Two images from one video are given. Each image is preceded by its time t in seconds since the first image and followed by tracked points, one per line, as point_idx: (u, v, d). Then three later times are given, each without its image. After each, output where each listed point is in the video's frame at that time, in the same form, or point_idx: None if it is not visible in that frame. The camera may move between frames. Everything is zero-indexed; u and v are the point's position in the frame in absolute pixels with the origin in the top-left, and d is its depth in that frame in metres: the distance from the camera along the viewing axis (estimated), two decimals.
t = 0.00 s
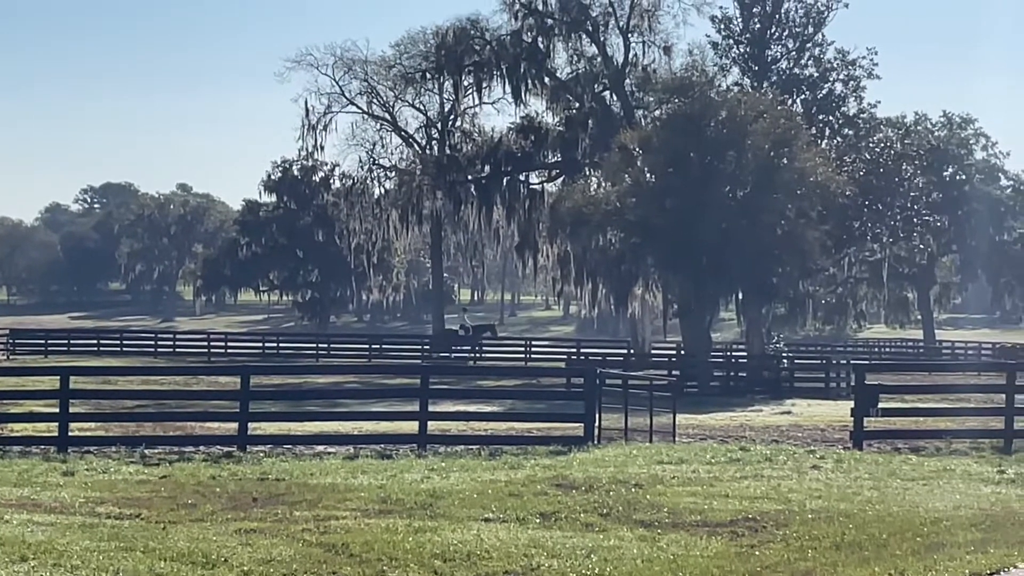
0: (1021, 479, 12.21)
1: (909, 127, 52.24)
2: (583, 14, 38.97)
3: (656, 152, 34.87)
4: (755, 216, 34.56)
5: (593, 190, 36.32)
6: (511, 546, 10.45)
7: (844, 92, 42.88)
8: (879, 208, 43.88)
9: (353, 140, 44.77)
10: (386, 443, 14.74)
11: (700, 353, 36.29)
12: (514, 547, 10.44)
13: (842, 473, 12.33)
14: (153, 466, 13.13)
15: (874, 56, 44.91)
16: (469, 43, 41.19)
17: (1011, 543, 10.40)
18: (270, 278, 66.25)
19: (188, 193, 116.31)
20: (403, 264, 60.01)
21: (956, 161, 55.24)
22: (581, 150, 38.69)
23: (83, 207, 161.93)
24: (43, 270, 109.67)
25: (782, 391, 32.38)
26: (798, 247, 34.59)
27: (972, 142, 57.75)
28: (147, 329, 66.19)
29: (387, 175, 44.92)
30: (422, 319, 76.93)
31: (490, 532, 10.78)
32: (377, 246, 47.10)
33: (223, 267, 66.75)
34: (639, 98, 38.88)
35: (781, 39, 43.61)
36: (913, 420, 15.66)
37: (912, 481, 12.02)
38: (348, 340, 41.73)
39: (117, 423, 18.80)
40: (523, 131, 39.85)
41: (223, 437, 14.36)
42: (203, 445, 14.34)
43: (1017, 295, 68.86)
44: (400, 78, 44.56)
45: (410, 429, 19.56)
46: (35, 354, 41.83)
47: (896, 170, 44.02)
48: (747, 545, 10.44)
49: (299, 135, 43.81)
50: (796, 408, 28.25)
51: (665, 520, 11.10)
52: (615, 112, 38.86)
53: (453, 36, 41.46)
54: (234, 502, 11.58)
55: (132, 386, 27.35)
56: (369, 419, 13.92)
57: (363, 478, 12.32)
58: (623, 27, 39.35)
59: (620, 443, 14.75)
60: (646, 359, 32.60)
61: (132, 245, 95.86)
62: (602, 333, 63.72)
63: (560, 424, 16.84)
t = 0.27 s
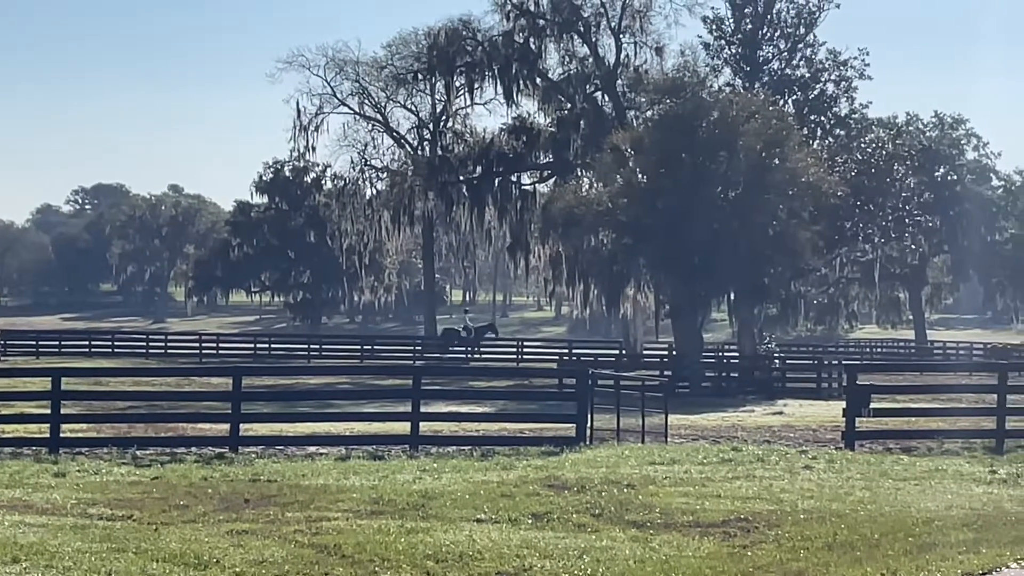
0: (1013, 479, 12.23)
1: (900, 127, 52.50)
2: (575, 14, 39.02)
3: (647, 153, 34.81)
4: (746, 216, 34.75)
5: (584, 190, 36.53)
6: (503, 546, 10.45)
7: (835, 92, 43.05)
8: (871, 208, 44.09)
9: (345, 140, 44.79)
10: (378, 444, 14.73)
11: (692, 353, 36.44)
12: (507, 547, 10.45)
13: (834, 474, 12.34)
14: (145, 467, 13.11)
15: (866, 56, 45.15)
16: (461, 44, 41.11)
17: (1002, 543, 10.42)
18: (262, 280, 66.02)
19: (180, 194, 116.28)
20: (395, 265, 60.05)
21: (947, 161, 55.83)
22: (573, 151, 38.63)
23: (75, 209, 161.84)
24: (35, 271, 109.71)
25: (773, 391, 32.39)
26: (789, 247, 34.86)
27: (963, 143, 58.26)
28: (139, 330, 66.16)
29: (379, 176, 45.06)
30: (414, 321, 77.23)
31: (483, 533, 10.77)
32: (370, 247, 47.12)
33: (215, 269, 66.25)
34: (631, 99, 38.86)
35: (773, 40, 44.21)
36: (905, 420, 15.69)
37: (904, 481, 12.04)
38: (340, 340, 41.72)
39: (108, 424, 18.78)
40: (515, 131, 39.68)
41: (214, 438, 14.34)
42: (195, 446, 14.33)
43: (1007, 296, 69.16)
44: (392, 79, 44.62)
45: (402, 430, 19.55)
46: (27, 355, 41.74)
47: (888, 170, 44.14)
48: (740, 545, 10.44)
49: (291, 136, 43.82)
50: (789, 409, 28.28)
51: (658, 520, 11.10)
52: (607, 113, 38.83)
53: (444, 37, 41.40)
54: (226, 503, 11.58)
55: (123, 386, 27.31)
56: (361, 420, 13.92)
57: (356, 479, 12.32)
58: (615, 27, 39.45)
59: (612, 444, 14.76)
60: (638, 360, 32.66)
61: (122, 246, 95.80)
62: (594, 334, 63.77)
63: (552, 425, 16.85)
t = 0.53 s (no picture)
0: (1004, 478, 12.23)
1: (892, 127, 52.69)
2: (566, 15, 39.03)
3: (640, 153, 34.94)
4: (738, 216, 34.78)
5: (576, 190, 36.60)
6: (495, 546, 10.46)
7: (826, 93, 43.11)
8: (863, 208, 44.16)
9: (337, 141, 44.79)
10: (370, 444, 14.72)
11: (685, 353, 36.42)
12: (499, 547, 10.46)
13: (827, 473, 12.33)
14: (138, 466, 13.11)
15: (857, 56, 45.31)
16: (453, 43, 41.09)
17: (994, 542, 10.43)
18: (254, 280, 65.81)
19: (172, 195, 116.12)
20: (387, 265, 60.04)
21: (939, 161, 55.97)
22: (566, 150, 38.70)
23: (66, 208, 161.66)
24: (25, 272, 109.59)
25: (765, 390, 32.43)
26: (782, 247, 34.81)
27: (954, 143, 58.44)
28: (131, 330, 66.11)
29: (371, 175, 45.10)
30: (406, 321, 77.30)
31: (475, 532, 10.79)
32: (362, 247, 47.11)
33: (207, 268, 66.72)
34: (622, 99, 38.81)
35: (764, 40, 44.31)
36: (897, 420, 15.70)
37: (896, 480, 12.04)
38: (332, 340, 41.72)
39: (99, 424, 18.76)
40: (507, 131, 39.70)
41: (207, 438, 14.34)
42: (187, 446, 14.31)
43: (998, 295, 69.25)
44: (384, 79, 44.63)
45: (394, 430, 19.52)
46: (19, 355, 41.68)
47: (880, 169, 44.31)
48: (732, 545, 10.46)
49: (283, 136, 43.81)
50: (780, 408, 28.31)
51: (650, 520, 11.11)
52: (599, 112, 38.90)
53: (437, 36, 41.44)
54: (218, 503, 11.58)
55: (115, 386, 27.28)
56: (353, 420, 13.92)
57: (348, 478, 12.32)
58: (607, 27, 39.43)
59: (604, 443, 14.77)
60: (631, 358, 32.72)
61: (114, 246, 95.86)
62: (586, 333, 63.74)
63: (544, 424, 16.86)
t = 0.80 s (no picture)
0: (994, 477, 12.23)
1: (882, 126, 52.86)
2: (557, 14, 38.97)
3: (631, 152, 34.88)
4: (729, 216, 34.82)
5: (567, 189, 36.72)
6: (487, 546, 10.46)
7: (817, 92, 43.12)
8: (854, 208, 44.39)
9: (328, 140, 44.75)
10: (361, 444, 14.71)
11: (675, 353, 36.46)
12: (490, 546, 10.46)
13: (817, 472, 12.34)
14: (129, 466, 13.10)
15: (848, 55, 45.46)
16: (444, 43, 41.39)
17: (985, 541, 10.45)
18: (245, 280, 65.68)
19: (162, 194, 115.94)
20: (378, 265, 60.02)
21: (929, 161, 56.06)
22: (556, 150, 38.54)
23: (57, 208, 161.33)
24: (16, 272, 109.36)
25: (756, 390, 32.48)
26: (772, 247, 34.90)
27: (945, 143, 58.47)
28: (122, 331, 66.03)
29: (362, 175, 45.06)
30: (397, 320, 77.34)
31: (466, 532, 10.79)
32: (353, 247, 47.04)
33: (199, 268, 66.25)
34: (614, 98, 38.90)
35: (755, 39, 44.41)
36: (888, 419, 15.72)
37: (887, 479, 12.05)
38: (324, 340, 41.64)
39: (90, 424, 18.72)
40: (497, 131, 39.70)
41: (198, 438, 14.33)
42: (179, 447, 14.29)
43: (989, 294, 69.37)
44: (374, 79, 44.60)
45: (385, 430, 19.50)
46: (9, 355, 41.56)
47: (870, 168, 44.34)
48: (722, 544, 10.47)
49: (274, 136, 43.77)
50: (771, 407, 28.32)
51: (641, 519, 11.12)
52: (589, 112, 38.78)
53: (427, 36, 41.71)
54: (210, 503, 11.58)
55: (105, 387, 27.20)
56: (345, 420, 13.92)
57: (339, 478, 12.31)
58: (598, 27, 39.44)
59: (595, 443, 14.76)
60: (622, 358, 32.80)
61: (105, 247, 95.72)
62: (577, 333, 63.74)
63: (536, 424, 16.85)
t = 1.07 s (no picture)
0: (984, 475, 12.24)
1: (872, 125, 53.10)
2: (548, 13, 38.81)
3: (622, 151, 34.99)
4: (720, 215, 34.89)
5: (558, 189, 36.76)
6: (477, 545, 10.46)
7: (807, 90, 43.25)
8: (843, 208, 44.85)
9: (318, 139, 44.72)
10: (352, 443, 14.70)
11: (666, 352, 36.45)
12: (481, 546, 10.46)
13: (808, 471, 12.34)
14: (120, 466, 13.08)
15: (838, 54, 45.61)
16: (435, 42, 41.42)
17: (975, 540, 10.47)
18: (236, 279, 65.65)
19: (153, 194, 115.81)
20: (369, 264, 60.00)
21: (919, 160, 56.13)
22: (546, 149, 38.61)
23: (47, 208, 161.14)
24: (6, 272, 109.23)
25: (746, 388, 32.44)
26: (763, 246, 34.93)
27: (935, 141, 58.59)
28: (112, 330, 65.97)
29: (352, 175, 44.98)
30: (388, 319, 77.37)
31: (457, 531, 10.79)
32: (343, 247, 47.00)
33: (190, 268, 65.88)
34: (604, 98, 38.83)
35: (745, 38, 44.48)
36: (879, 418, 15.73)
37: (877, 479, 12.06)
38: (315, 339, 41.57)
39: (79, 424, 18.68)
40: (488, 130, 39.65)
41: (189, 438, 14.31)
42: (169, 447, 14.28)
43: (979, 293, 69.48)
44: (364, 78, 44.59)
45: (376, 430, 19.49)
46: None
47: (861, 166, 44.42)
48: (712, 543, 10.47)
49: (264, 135, 43.74)
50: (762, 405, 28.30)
51: (632, 518, 11.13)
52: (579, 111, 38.79)
53: (418, 35, 41.82)
54: (201, 503, 11.57)
55: (94, 388, 27.13)
56: (336, 419, 13.91)
57: (330, 478, 12.31)
58: (588, 26, 39.38)
59: (586, 443, 14.76)
60: (613, 357, 32.82)
61: (96, 246, 95.73)
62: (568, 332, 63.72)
63: (527, 424, 16.85)
